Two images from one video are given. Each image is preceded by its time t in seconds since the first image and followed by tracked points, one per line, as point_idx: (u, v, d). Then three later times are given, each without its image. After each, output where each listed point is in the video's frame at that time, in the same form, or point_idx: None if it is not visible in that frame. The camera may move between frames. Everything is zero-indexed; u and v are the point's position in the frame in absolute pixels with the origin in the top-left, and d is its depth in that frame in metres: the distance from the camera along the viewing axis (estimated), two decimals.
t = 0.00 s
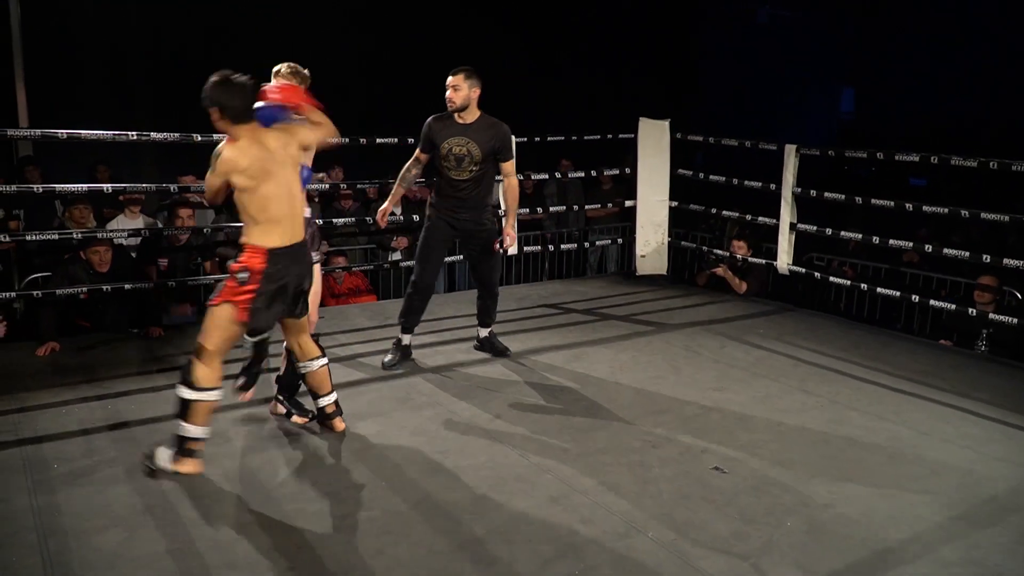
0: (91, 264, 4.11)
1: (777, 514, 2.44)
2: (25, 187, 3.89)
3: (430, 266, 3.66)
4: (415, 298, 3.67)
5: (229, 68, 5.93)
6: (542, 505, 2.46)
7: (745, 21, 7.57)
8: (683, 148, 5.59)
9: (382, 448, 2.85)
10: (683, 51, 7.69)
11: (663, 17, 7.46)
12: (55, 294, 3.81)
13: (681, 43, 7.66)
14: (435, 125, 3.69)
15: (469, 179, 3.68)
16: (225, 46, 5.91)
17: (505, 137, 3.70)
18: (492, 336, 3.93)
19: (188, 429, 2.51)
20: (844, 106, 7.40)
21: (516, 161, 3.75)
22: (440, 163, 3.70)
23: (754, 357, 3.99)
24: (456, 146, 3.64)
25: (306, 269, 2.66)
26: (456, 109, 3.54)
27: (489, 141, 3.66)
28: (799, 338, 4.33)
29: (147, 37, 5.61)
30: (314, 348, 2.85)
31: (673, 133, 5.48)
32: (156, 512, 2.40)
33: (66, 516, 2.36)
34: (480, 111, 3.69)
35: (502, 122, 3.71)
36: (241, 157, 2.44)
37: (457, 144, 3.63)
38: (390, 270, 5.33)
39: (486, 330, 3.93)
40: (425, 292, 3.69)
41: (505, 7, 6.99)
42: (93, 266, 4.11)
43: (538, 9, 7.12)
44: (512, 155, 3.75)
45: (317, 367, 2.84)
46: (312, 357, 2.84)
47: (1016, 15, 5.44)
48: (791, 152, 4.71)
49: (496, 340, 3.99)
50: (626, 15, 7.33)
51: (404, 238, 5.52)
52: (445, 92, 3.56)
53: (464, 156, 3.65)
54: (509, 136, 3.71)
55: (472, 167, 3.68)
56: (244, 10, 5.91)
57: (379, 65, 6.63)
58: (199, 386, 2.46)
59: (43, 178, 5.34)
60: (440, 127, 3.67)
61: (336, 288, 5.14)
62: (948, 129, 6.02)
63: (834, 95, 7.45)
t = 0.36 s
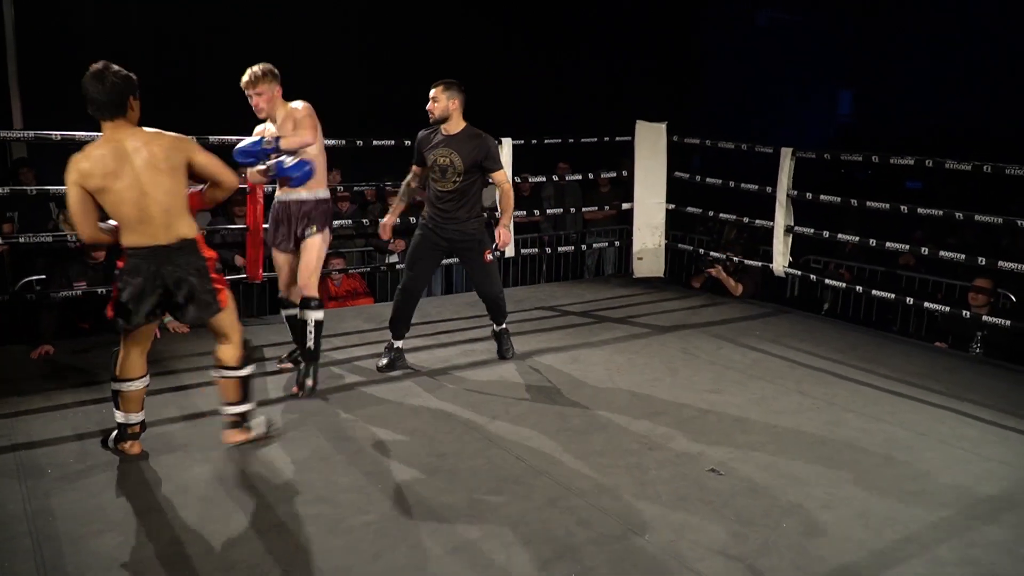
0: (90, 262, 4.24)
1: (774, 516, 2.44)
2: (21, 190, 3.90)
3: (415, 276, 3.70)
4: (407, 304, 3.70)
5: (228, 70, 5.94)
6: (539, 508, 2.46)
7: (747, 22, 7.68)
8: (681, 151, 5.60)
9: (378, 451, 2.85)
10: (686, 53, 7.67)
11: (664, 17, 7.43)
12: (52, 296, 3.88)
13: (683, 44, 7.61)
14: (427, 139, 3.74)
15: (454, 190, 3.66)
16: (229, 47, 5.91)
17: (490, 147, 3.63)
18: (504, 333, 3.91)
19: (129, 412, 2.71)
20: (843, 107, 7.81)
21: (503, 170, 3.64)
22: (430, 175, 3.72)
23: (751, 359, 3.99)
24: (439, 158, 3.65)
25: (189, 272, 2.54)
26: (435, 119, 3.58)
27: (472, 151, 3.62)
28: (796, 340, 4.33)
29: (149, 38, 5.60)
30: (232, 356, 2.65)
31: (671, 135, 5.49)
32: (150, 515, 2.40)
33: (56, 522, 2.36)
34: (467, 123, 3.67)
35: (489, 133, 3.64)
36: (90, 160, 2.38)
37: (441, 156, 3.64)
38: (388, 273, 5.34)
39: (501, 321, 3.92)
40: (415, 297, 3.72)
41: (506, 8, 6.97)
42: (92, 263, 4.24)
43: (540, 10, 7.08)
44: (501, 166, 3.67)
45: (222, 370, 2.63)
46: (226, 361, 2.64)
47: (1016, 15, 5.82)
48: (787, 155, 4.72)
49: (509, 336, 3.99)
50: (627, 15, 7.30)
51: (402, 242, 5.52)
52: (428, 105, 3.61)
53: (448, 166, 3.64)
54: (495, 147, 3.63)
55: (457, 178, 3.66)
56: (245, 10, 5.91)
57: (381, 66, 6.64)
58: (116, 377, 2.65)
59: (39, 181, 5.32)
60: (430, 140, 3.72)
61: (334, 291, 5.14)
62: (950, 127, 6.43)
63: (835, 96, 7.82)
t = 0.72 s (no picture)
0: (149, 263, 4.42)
1: (830, 523, 2.40)
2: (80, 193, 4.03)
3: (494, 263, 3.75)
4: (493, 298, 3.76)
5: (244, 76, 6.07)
6: (587, 509, 2.46)
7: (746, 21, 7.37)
8: (728, 150, 5.55)
9: (428, 451, 2.86)
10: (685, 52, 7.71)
11: (663, 17, 7.55)
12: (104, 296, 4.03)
13: (682, 44, 7.72)
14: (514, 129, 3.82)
15: (524, 177, 3.68)
16: (227, 46, 6.19)
17: (559, 132, 3.58)
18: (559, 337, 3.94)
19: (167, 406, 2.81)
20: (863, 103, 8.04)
21: (570, 155, 3.57)
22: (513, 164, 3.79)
23: (800, 361, 3.93)
24: (514, 145, 3.71)
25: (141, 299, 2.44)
26: (510, 105, 3.65)
27: (540, 138, 3.62)
28: (847, 342, 4.27)
29: (148, 36, 5.86)
30: (107, 417, 2.38)
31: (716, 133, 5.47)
32: (206, 511, 2.44)
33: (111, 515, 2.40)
34: (545, 111, 3.67)
35: (561, 121, 3.61)
36: (106, 160, 2.43)
37: (515, 142, 3.70)
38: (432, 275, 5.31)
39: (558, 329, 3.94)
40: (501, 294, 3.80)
41: (506, 8, 7.17)
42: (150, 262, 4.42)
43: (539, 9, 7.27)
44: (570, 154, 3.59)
45: (94, 424, 2.39)
46: (101, 417, 2.39)
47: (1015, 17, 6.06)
48: (839, 152, 4.68)
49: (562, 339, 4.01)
50: (626, 15, 7.48)
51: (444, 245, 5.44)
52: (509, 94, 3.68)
53: (521, 153, 3.68)
54: (564, 133, 3.58)
55: (530, 163, 3.67)
56: (245, 10, 6.18)
57: (381, 65, 6.90)
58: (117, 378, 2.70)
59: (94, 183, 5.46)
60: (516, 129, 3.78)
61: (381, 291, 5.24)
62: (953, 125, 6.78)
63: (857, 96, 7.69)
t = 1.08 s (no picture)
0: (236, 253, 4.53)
1: (916, 538, 2.31)
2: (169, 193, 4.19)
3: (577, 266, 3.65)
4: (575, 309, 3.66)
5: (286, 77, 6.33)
6: (662, 516, 2.42)
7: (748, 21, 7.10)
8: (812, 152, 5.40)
9: (501, 450, 2.87)
10: (685, 52, 7.87)
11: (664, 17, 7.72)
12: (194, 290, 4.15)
13: (682, 43, 7.85)
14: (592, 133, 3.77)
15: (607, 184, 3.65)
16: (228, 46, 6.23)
17: (644, 139, 3.54)
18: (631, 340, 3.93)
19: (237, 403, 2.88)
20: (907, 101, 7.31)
21: (654, 164, 3.53)
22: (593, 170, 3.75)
23: (885, 371, 3.80)
24: (596, 151, 3.66)
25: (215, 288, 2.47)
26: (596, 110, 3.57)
27: (625, 145, 3.57)
28: (934, 352, 4.10)
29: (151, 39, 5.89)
30: (189, 407, 2.41)
31: (797, 136, 5.36)
32: (287, 503, 2.50)
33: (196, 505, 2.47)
34: (626, 116, 3.62)
35: (645, 127, 3.55)
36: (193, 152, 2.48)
37: (598, 148, 3.65)
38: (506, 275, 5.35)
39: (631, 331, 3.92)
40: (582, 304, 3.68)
41: (506, 8, 7.21)
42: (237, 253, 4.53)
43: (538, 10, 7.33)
44: (654, 162, 3.54)
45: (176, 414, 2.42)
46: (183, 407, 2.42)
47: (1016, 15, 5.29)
48: (929, 156, 4.52)
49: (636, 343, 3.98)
50: (626, 15, 7.60)
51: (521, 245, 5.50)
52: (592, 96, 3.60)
53: (604, 159, 3.64)
54: (649, 141, 3.53)
55: (613, 170, 3.63)
56: (245, 10, 6.22)
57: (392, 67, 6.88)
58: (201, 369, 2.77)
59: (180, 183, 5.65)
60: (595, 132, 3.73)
61: (456, 291, 5.24)
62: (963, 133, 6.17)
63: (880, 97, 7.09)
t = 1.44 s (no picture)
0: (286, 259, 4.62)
1: (976, 556, 2.24)
2: (222, 200, 4.28)
3: (614, 297, 3.41)
4: (608, 325, 3.44)
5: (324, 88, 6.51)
6: (710, 526, 2.39)
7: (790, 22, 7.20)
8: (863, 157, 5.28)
9: (547, 459, 2.86)
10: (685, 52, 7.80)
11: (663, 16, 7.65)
12: (245, 296, 4.23)
13: (682, 43, 7.81)
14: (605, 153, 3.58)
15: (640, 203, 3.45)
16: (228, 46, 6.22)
17: (667, 148, 3.34)
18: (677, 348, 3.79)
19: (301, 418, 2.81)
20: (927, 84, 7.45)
21: (683, 169, 3.34)
22: (618, 191, 3.55)
23: (941, 382, 3.70)
24: (620, 172, 3.47)
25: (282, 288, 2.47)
26: (608, 130, 3.35)
27: (649, 158, 3.38)
28: (992, 363, 3.98)
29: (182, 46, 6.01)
30: (320, 404, 2.42)
31: (849, 141, 5.21)
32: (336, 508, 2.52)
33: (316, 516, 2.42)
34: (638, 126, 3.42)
35: (665, 133, 3.36)
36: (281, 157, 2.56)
37: (620, 168, 3.46)
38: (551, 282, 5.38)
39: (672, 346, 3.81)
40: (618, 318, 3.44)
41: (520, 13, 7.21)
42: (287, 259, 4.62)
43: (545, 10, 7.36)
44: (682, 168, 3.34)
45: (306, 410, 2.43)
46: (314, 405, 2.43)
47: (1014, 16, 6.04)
48: (985, 162, 4.38)
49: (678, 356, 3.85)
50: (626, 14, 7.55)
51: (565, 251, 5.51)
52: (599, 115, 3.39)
53: (630, 178, 3.45)
54: (673, 146, 3.33)
55: (642, 187, 3.46)
56: (245, 10, 6.23)
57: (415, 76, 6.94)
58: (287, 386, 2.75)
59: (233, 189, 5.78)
60: (609, 151, 3.53)
61: (501, 298, 5.23)
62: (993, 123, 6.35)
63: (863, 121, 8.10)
